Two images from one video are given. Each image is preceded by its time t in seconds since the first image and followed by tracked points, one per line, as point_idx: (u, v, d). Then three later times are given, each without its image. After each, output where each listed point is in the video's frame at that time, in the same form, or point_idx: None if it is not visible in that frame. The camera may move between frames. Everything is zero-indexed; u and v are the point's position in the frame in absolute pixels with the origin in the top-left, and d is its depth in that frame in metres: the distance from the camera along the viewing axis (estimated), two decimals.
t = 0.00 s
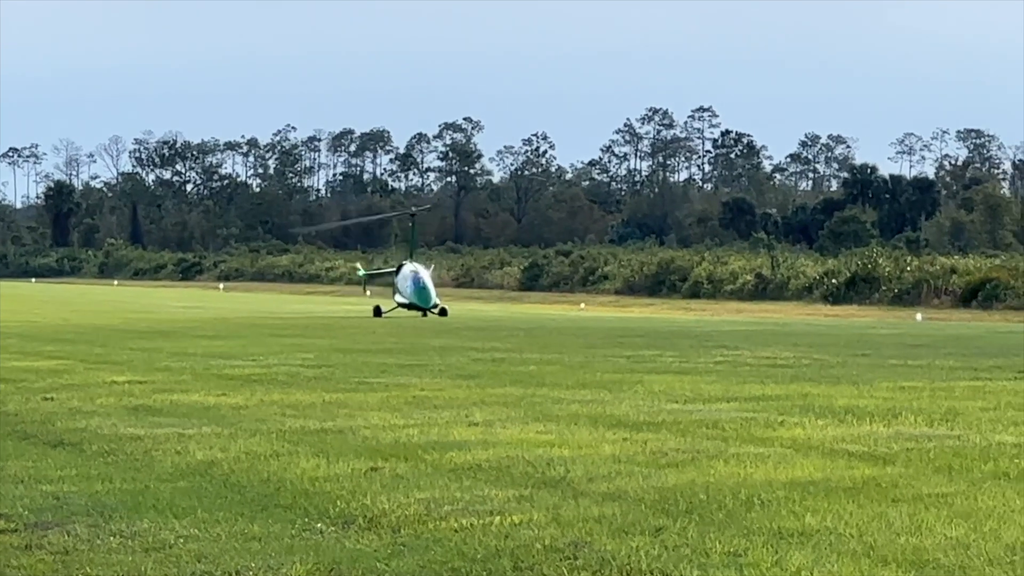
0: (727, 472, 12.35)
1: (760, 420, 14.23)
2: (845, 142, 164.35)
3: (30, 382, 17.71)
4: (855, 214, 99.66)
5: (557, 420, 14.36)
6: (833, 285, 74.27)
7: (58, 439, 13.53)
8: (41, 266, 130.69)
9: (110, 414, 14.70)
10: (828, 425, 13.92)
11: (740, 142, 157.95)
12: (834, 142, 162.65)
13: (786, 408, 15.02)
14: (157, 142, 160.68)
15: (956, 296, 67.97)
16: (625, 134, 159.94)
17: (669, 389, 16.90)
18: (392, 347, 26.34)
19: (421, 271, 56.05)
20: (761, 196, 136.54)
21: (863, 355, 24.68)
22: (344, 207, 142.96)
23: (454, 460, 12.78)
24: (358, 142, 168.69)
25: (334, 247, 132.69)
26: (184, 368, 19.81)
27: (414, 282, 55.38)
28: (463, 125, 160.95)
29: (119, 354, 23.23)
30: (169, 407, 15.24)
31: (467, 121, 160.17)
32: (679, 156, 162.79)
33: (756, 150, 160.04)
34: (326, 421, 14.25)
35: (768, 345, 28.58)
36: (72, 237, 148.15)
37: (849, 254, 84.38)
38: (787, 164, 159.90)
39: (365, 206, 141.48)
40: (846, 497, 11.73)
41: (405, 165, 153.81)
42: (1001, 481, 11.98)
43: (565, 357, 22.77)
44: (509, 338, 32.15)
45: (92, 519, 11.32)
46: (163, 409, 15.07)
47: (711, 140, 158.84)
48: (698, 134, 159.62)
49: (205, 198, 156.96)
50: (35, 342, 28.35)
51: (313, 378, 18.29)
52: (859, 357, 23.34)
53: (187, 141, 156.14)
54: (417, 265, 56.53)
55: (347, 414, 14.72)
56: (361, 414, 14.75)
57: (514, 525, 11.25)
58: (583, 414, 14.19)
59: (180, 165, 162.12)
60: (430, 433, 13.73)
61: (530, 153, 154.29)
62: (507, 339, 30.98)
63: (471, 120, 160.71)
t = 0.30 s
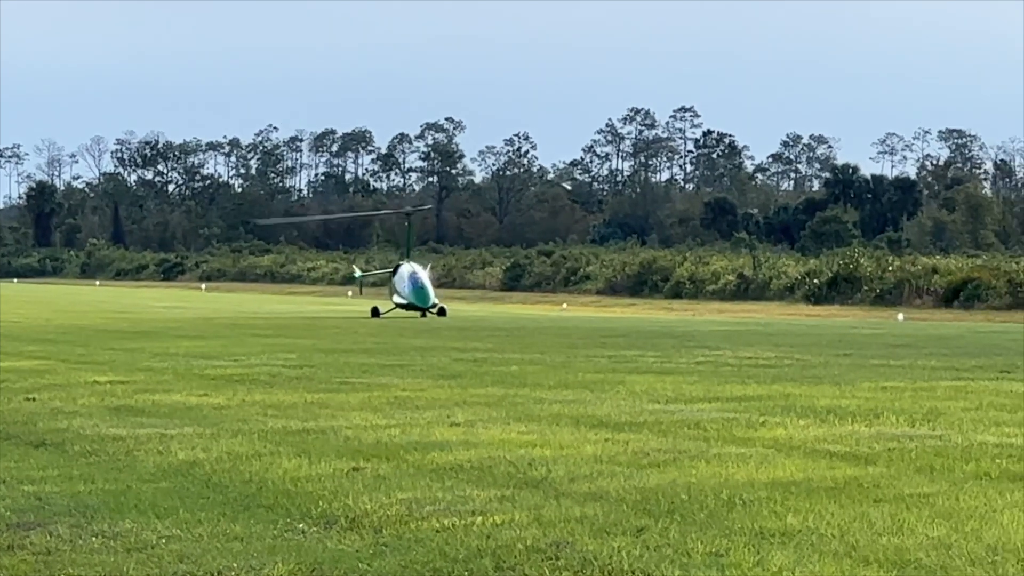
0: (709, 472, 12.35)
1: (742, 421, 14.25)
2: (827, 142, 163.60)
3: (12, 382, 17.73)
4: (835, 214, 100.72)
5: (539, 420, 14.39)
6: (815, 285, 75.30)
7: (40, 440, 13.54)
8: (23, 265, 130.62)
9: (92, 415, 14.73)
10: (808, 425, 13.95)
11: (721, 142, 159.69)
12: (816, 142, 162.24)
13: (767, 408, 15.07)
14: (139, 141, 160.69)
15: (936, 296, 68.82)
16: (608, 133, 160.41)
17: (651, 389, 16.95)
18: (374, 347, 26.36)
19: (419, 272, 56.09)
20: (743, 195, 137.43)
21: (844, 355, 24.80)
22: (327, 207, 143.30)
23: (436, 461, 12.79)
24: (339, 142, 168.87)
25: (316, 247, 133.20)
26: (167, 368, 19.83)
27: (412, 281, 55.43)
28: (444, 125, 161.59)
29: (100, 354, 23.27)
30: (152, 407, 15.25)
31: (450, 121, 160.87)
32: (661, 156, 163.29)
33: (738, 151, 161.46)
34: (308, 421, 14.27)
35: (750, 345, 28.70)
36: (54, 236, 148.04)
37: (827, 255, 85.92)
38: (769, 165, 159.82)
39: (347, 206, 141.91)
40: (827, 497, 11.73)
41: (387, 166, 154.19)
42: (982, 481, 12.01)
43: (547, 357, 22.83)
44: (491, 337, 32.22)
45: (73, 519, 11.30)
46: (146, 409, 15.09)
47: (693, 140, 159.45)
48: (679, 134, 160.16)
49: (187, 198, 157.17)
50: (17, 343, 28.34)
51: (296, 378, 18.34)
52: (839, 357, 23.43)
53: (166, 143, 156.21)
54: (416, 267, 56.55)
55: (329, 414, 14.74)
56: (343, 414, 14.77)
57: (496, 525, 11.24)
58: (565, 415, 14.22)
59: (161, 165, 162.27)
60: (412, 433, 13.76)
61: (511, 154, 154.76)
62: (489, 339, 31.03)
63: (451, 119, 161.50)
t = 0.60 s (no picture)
0: (691, 471, 12.36)
1: (724, 419, 14.27)
2: (808, 141, 164.92)
3: None
4: (817, 213, 102.22)
5: (521, 419, 14.41)
6: (798, 284, 76.88)
7: (21, 439, 13.53)
8: (5, 265, 130.71)
9: (74, 414, 14.75)
10: (791, 424, 13.97)
11: (703, 140, 161.16)
12: (798, 140, 163.19)
13: (749, 407, 15.11)
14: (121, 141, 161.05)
15: (919, 294, 70.41)
16: (592, 133, 160.93)
17: (633, 388, 16.97)
18: (357, 346, 26.33)
19: (419, 272, 56.02)
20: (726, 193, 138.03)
21: (827, 353, 24.83)
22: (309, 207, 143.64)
23: (419, 460, 12.80)
24: (322, 141, 169.19)
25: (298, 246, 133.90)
26: (148, 368, 19.83)
27: (411, 281, 55.40)
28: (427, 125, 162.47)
29: (82, 354, 23.23)
30: (134, 407, 15.25)
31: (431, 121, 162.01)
32: (644, 155, 163.72)
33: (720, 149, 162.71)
34: (291, 420, 14.29)
35: (733, 344, 28.75)
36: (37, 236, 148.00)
37: (810, 253, 87.02)
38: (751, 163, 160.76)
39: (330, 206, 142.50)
40: (809, 497, 11.71)
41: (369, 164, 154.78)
42: (965, 479, 12.00)
43: (529, 356, 22.82)
44: (474, 336, 32.24)
45: (57, 519, 11.28)
46: (128, 409, 15.08)
47: (676, 140, 160.42)
48: (662, 132, 161.40)
49: (169, 197, 157.38)
50: None
51: (278, 377, 18.35)
52: (822, 355, 23.45)
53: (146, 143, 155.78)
54: (416, 266, 56.48)
55: (311, 413, 14.76)
56: (325, 413, 14.79)
57: (479, 524, 11.22)
58: (547, 413, 14.23)
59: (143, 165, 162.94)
60: (395, 432, 13.75)
61: (494, 153, 155.51)
62: (472, 338, 30.99)
63: (433, 119, 163.23)
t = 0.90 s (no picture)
0: (677, 468, 12.36)
1: (708, 416, 14.30)
2: (794, 138, 165.45)
3: None
4: (802, 209, 103.68)
5: (506, 416, 14.41)
6: (782, 281, 78.69)
7: (6, 436, 13.53)
8: None
9: (58, 411, 14.75)
10: (775, 421, 14.00)
11: (687, 137, 161.71)
12: (782, 137, 163.61)
13: (733, 404, 15.15)
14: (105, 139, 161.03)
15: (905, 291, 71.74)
16: (576, 131, 161.14)
17: (617, 385, 17.01)
18: (342, 344, 26.33)
19: (419, 269, 55.98)
20: (710, 190, 138.85)
21: (813, 350, 24.90)
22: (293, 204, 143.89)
23: (402, 457, 12.79)
24: (305, 138, 169.11)
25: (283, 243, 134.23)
26: (133, 365, 19.82)
27: (411, 279, 55.34)
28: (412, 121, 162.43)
29: (68, 351, 23.19)
30: (119, 404, 15.26)
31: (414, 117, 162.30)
32: (627, 152, 163.80)
33: (704, 146, 163.24)
34: (275, 418, 14.30)
35: (718, 341, 28.80)
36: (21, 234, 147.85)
37: (796, 250, 88.12)
38: (736, 160, 161.36)
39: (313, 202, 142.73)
40: (793, 493, 11.71)
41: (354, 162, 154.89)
42: (950, 476, 12.02)
43: (513, 353, 22.84)
44: (460, 333, 32.19)
45: (41, 517, 11.26)
46: (113, 406, 15.09)
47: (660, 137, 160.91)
48: (646, 129, 161.77)
49: (153, 195, 157.33)
50: None
51: (262, 375, 18.36)
52: (808, 353, 23.51)
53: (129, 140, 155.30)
54: (416, 262, 56.41)
55: (296, 410, 14.77)
56: (309, 410, 14.81)
57: (464, 521, 11.20)
58: (531, 411, 14.24)
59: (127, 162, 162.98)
60: (378, 430, 13.76)
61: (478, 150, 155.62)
62: (457, 336, 31.00)
63: (418, 117, 163.06)
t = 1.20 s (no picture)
0: (663, 465, 12.37)
1: (695, 414, 14.32)
2: (782, 135, 165.64)
3: None
4: (789, 207, 105.54)
5: (493, 414, 14.44)
6: (769, 278, 80.77)
7: None
8: None
9: (46, 409, 14.77)
10: (763, 419, 14.02)
11: (674, 135, 162.06)
12: (770, 135, 163.85)
13: (720, 402, 15.19)
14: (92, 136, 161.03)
15: (891, 288, 73.79)
16: (563, 128, 161.37)
17: (605, 383, 17.06)
18: (331, 341, 26.34)
19: (419, 266, 56.02)
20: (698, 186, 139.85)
21: (800, 347, 24.98)
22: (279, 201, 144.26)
23: (391, 455, 12.79)
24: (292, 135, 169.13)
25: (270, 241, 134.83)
26: (120, 363, 19.81)
27: (412, 275, 55.39)
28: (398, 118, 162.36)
29: (55, 349, 23.16)
30: (107, 402, 15.29)
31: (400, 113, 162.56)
32: (615, 149, 163.69)
33: (691, 143, 163.61)
34: (263, 415, 14.32)
35: (705, 338, 28.87)
36: (8, 231, 147.88)
37: (781, 249, 89.88)
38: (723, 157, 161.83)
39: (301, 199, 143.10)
40: (782, 490, 11.70)
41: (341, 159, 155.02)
42: (936, 473, 12.03)
43: (502, 351, 22.89)
44: (448, 331, 32.22)
45: (28, 515, 11.25)
46: (101, 405, 15.11)
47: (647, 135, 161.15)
48: (633, 127, 161.99)
49: (141, 192, 157.41)
50: None
51: (250, 373, 18.40)
52: (795, 350, 23.57)
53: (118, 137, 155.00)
54: (417, 259, 56.46)
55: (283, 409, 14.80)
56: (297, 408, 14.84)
57: (450, 519, 11.19)
58: (518, 408, 14.27)
59: (115, 160, 163.02)
60: (366, 427, 13.79)
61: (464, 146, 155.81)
62: (444, 333, 31.03)
63: (405, 114, 162.97)
